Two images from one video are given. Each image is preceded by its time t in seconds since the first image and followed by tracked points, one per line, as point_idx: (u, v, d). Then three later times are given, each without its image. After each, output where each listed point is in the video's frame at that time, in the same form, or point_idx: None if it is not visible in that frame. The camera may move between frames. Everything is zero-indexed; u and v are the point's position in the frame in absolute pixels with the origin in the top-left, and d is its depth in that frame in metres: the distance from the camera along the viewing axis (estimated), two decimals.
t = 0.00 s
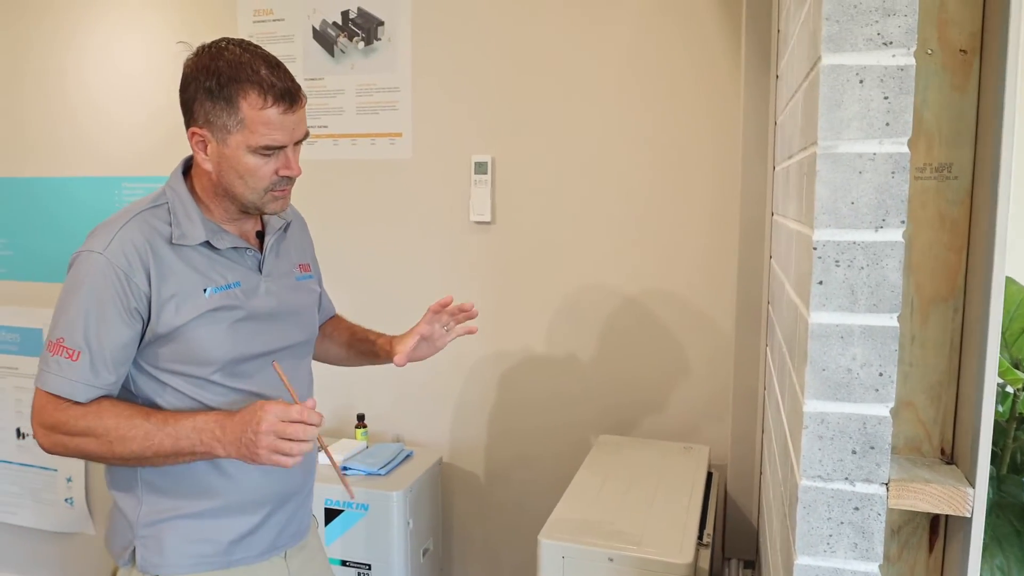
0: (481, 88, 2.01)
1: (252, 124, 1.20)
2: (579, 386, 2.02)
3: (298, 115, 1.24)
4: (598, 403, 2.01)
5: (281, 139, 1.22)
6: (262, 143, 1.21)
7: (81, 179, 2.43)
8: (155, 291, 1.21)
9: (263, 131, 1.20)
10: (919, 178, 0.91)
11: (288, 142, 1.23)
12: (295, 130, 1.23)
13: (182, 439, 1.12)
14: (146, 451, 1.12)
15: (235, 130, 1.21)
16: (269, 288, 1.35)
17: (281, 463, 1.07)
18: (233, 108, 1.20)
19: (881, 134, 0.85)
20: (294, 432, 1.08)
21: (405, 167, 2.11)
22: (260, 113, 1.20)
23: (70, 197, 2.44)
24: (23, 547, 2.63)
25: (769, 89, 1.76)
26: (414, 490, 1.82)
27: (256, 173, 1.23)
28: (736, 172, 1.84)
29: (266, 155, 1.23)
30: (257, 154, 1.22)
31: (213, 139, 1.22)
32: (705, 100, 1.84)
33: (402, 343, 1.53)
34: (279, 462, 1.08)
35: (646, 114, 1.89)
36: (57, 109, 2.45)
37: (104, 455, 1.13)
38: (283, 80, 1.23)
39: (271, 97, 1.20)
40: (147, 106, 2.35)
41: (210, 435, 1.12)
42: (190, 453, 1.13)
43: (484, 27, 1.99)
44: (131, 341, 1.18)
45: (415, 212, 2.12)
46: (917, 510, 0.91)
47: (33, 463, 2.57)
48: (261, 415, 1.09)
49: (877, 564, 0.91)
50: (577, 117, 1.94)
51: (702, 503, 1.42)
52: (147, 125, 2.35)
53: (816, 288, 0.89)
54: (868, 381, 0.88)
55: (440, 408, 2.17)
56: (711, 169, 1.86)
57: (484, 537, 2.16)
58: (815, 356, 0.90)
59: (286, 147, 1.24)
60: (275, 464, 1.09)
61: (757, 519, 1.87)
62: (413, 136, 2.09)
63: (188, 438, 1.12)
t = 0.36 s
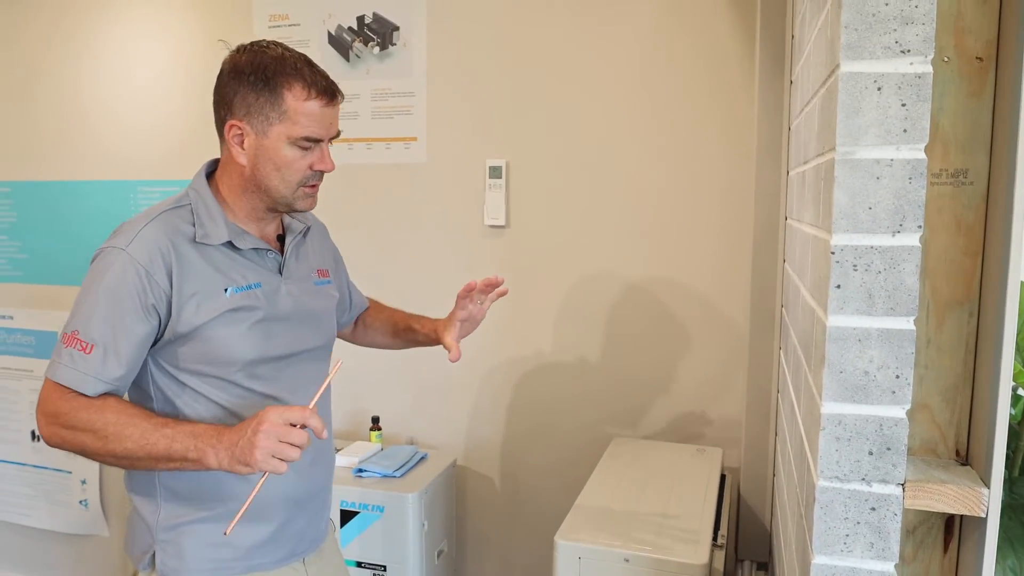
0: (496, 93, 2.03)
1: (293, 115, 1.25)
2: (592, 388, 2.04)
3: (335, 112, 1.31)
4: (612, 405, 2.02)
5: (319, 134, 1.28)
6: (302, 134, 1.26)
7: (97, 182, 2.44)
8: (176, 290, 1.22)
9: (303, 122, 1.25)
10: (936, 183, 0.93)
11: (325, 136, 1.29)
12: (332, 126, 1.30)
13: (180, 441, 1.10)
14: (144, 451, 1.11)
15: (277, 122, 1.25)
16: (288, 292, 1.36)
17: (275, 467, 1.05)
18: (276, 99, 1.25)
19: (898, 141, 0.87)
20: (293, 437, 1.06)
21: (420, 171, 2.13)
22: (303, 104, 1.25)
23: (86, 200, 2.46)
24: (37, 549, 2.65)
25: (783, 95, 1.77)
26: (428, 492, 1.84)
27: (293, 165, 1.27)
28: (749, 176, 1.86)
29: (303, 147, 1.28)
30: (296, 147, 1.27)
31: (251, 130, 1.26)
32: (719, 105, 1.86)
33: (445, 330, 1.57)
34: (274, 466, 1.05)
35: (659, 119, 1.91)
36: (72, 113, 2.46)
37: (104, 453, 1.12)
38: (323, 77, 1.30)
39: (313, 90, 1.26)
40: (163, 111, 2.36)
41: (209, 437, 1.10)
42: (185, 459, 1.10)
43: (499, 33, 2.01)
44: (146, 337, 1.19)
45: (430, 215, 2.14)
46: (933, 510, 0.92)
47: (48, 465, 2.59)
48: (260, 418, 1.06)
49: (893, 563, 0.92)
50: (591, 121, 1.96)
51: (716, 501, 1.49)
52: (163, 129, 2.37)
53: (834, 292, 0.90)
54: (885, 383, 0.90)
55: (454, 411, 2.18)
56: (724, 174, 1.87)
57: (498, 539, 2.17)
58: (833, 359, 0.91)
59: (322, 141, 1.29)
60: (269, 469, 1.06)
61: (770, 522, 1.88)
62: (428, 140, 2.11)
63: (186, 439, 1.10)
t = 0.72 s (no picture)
0: (505, 96, 2.05)
1: (327, 131, 1.28)
2: (601, 388, 2.06)
3: (366, 127, 1.34)
4: (620, 404, 2.05)
5: (350, 149, 1.31)
6: (334, 150, 1.29)
7: (109, 185, 2.47)
8: (196, 289, 1.25)
9: (337, 139, 1.28)
10: (940, 185, 0.95)
11: (356, 151, 1.32)
12: (363, 142, 1.33)
13: (199, 438, 1.13)
14: (163, 449, 1.13)
15: (310, 137, 1.28)
16: (306, 293, 1.39)
17: (290, 468, 1.06)
18: (311, 116, 1.27)
19: (904, 144, 0.89)
20: (309, 440, 1.08)
21: (430, 174, 2.15)
22: (336, 122, 1.28)
23: (98, 203, 2.48)
24: (48, 549, 2.67)
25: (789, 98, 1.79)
26: (439, 491, 1.86)
27: (323, 179, 1.30)
28: (755, 178, 1.88)
29: (335, 162, 1.31)
30: (327, 161, 1.30)
31: (284, 144, 1.28)
32: (726, 107, 1.88)
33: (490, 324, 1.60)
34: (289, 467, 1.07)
35: (666, 122, 1.93)
36: (85, 117, 2.48)
37: (125, 449, 1.14)
38: (355, 93, 1.32)
39: (349, 108, 1.29)
40: (175, 114, 2.39)
41: (228, 436, 1.12)
42: (204, 456, 1.12)
43: (509, 37, 2.03)
44: (168, 334, 1.23)
45: (440, 217, 2.16)
46: (938, 505, 0.94)
47: (59, 466, 2.61)
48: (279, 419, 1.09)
49: (899, 558, 0.94)
50: (599, 124, 1.98)
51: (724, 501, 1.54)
52: (175, 132, 2.39)
53: (841, 291, 0.92)
54: (891, 381, 0.92)
55: (463, 411, 2.21)
56: (731, 176, 1.90)
57: (506, 538, 2.19)
58: (841, 357, 0.93)
59: (353, 156, 1.32)
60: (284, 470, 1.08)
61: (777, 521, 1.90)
62: (438, 143, 2.13)
63: (205, 437, 1.12)
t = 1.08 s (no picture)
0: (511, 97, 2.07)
1: (370, 129, 1.31)
2: (606, 387, 2.07)
3: (408, 127, 1.37)
4: (625, 403, 2.06)
5: (392, 147, 1.34)
6: (376, 147, 1.32)
7: (116, 185, 2.48)
8: (236, 278, 1.30)
9: (379, 137, 1.32)
10: (944, 181, 0.96)
11: (398, 150, 1.35)
12: (405, 140, 1.36)
13: (232, 423, 1.17)
14: (198, 430, 1.18)
15: (353, 134, 1.32)
16: (346, 287, 1.41)
17: (312, 457, 1.10)
18: (355, 113, 1.31)
19: (909, 140, 0.90)
20: (332, 432, 1.11)
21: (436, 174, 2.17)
22: (378, 120, 1.32)
23: (105, 203, 2.50)
24: (54, 549, 2.68)
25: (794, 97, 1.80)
26: (445, 488, 1.88)
27: (364, 175, 1.34)
28: (760, 178, 1.89)
29: (376, 159, 1.34)
30: (369, 158, 1.33)
31: (328, 141, 1.32)
32: (731, 107, 1.90)
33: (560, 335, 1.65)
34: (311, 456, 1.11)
35: (671, 122, 1.94)
36: (92, 117, 2.50)
37: (163, 428, 1.19)
38: (398, 93, 1.35)
39: (391, 107, 1.32)
40: (182, 114, 2.40)
41: (258, 422, 1.16)
42: (235, 439, 1.17)
43: (515, 38, 2.05)
44: (209, 321, 1.28)
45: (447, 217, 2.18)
46: (940, 497, 0.95)
47: (64, 466, 2.62)
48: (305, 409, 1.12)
49: (903, 549, 0.95)
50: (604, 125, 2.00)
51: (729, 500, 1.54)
52: (182, 133, 2.40)
53: (846, 286, 0.94)
54: (895, 373, 0.93)
55: (469, 409, 2.22)
56: (735, 175, 1.91)
57: (512, 535, 2.21)
58: (846, 351, 0.94)
59: (394, 155, 1.36)
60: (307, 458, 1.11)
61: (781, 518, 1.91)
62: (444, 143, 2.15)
63: (237, 422, 1.17)
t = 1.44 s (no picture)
0: (514, 98, 2.08)
1: (438, 129, 1.40)
2: (608, 387, 2.09)
3: (475, 132, 1.46)
4: (627, 402, 2.07)
5: (457, 149, 1.42)
6: (442, 147, 1.41)
7: (120, 186, 2.50)
8: (302, 262, 1.41)
9: (446, 137, 1.41)
10: (943, 181, 0.97)
11: (462, 152, 1.44)
12: (470, 143, 1.44)
13: (299, 396, 1.30)
14: (267, 401, 1.31)
15: (422, 133, 1.41)
16: (404, 280, 1.51)
17: (373, 430, 1.24)
18: (426, 113, 1.40)
19: (908, 139, 0.91)
20: (392, 407, 1.25)
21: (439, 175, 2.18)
22: (447, 121, 1.40)
23: (110, 204, 2.51)
24: (57, 549, 2.69)
25: (796, 99, 1.81)
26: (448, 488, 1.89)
27: (429, 173, 1.43)
28: (762, 179, 1.90)
29: (442, 159, 1.43)
30: (434, 157, 1.42)
31: (399, 138, 1.42)
32: (733, 109, 1.91)
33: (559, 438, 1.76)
34: (372, 429, 1.24)
35: (674, 124, 1.96)
36: (96, 119, 2.51)
37: (234, 399, 1.33)
38: (468, 99, 1.44)
39: (461, 110, 1.41)
40: (186, 116, 2.41)
41: (322, 397, 1.29)
42: (301, 411, 1.30)
43: (518, 40, 2.06)
44: (276, 300, 1.40)
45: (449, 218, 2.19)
46: (939, 492, 0.96)
47: (68, 466, 2.64)
48: (368, 387, 1.26)
49: (903, 544, 0.96)
50: (607, 126, 2.01)
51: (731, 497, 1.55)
52: (186, 134, 2.42)
53: (846, 283, 0.95)
54: (895, 370, 0.94)
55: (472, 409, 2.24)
56: (737, 177, 1.92)
57: (514, 535, 2.22)
58: (846, 348, 0.95)
59: (459, 157, 1.44)
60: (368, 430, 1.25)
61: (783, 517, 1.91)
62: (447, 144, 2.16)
63: (303, 396, 1.30)
